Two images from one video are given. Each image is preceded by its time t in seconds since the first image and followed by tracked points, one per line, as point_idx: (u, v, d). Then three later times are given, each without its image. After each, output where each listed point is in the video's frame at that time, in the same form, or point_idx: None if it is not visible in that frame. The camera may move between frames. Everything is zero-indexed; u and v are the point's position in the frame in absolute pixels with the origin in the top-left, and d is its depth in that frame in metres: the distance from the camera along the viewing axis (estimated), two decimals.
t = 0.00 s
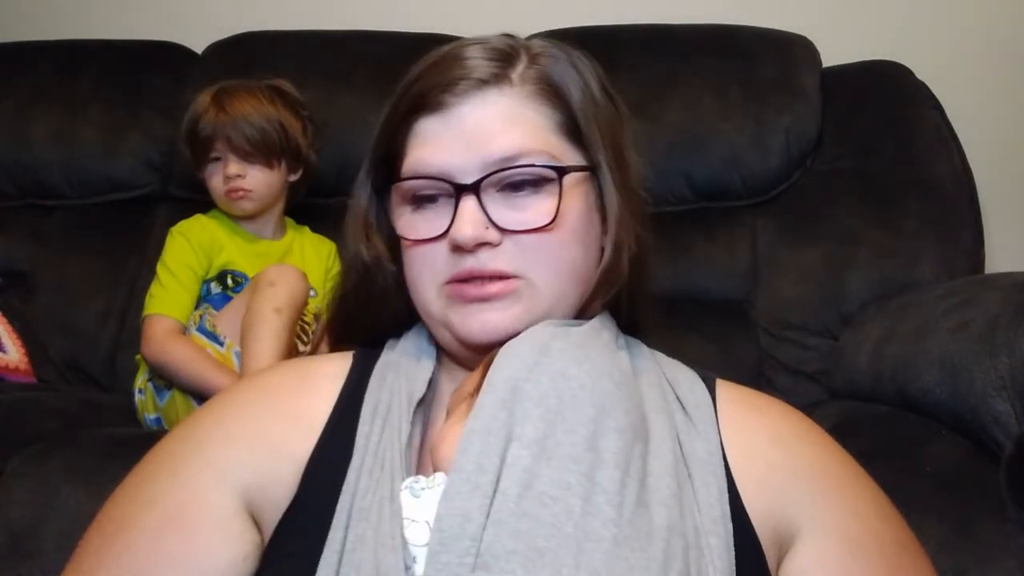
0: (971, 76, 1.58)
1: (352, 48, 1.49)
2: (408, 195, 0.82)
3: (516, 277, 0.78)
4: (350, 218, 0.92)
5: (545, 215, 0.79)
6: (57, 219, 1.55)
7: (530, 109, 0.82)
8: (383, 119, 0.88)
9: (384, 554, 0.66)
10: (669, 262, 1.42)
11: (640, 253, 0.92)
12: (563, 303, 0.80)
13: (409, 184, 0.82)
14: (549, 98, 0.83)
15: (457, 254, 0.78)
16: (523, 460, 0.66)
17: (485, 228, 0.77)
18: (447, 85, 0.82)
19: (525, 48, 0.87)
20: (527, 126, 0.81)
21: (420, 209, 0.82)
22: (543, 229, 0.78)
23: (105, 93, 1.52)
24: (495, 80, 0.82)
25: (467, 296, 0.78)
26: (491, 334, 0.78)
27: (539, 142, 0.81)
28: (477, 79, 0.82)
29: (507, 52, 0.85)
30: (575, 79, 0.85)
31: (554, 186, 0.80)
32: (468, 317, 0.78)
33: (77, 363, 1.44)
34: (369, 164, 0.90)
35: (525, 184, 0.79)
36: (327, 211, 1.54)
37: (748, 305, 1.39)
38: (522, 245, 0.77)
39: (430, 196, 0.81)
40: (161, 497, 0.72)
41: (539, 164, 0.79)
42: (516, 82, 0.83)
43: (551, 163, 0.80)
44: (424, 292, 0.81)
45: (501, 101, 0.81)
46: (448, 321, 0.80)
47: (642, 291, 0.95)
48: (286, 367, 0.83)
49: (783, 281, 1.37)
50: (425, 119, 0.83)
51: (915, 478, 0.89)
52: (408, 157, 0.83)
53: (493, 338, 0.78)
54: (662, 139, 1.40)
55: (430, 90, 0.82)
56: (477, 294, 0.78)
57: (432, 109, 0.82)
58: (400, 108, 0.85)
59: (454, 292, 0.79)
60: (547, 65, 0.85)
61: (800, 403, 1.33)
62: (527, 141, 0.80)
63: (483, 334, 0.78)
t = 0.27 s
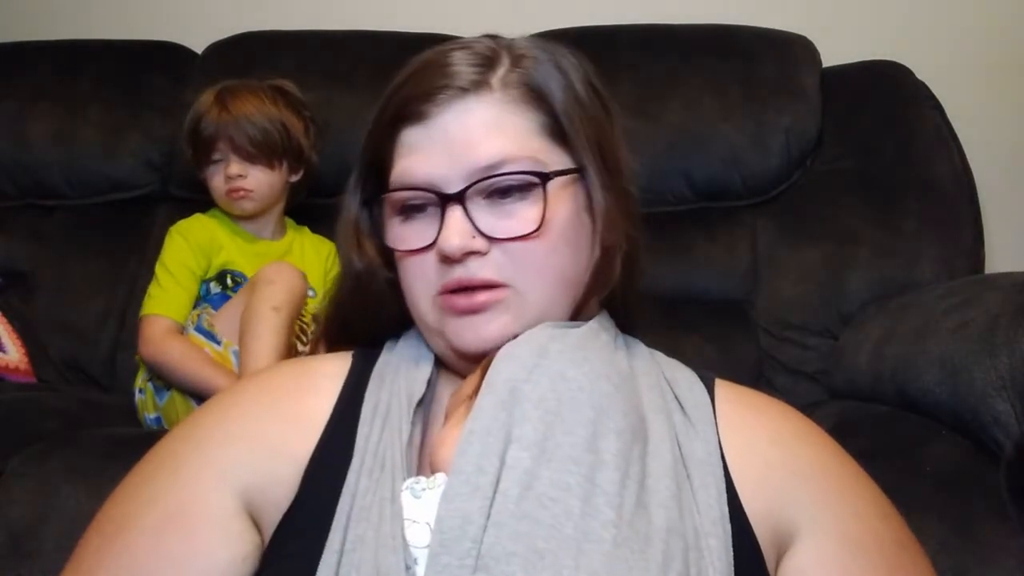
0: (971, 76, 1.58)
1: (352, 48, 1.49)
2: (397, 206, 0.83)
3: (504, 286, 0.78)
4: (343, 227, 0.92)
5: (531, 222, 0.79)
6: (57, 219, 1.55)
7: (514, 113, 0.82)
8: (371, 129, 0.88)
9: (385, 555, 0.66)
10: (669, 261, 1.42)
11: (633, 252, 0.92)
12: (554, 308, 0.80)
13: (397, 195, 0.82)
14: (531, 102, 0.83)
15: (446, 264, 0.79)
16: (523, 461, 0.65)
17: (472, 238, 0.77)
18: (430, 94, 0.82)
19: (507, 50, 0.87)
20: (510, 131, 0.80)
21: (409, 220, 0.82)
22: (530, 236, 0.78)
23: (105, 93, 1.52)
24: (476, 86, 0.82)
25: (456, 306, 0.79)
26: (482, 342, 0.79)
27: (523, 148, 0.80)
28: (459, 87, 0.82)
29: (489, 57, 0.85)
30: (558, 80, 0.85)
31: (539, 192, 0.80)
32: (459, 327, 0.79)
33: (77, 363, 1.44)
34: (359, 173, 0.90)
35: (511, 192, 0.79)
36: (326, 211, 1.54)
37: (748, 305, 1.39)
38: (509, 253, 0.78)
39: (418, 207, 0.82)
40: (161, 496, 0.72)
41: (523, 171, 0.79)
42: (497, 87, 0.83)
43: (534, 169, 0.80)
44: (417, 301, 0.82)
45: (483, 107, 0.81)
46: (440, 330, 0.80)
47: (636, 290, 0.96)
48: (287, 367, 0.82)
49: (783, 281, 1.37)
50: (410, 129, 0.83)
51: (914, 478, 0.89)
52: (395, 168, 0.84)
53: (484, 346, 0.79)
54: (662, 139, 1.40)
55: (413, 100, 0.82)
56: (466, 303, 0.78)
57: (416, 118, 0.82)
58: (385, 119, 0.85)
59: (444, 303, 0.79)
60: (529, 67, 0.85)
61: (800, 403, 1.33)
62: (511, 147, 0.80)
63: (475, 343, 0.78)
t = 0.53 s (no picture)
0: (972, 76, 1.58)
1: (351, 48, 1.49)
2: (385, 209, 0.83)
3: (491, 288, 0.78)
4: (335, 230, 0.92)
5: (515, 222, 0.79)
6: (58, 220, 1.56)
7: (497, 113, 0.81)
8: (359, 133, 0.88)
9: (380, 554, 0.66)
10: (669, 262, 1.42)
11: (625, 250, 0.92)
12: (540, 308, 0.80)
13: (383, 198, 0.83)
14: (515, 102, 0.83)
15: (432, 266, 0.78)
16: (518, 461, 0.65)
17: (456, 239, 0.77)
18: (414, 96, 0.82)
19: (492, 50, 0.87)
20: (492, 131, 0.80)
21: (397, 222, 0.83)
22: (514, 237, 0.78)
23: (105, 93, 1.52)
24: (459, 87, 0.82)
25: (445, 309, 0.79)
26: (472, 344, 0.79)
27: (505, 147, 0.80)
28: (442, 88, 0.82)
29: (473, 57, 0.85)
30: (542, 79, 0.85)
31: (522, 191, 0.80)
32: (449, 329, 0.79)
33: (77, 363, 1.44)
34: (349, 177, 0.90)
35: (496, 192, 0.79)
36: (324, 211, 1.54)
37: (748, 305, 1.39)
38: (495, 254, 0.78)
39: (404, 209, 0.82)
40: (158, 495, 0.72)
41: (506, 170, 0.79)
42: (481, 88, 0.83)
43: (517, 168, 0.80)
44: (407, 303, 0.82)
45: (464, 107, 0.81)
46: (429, 331, 0.80)
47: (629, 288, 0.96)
48: (286, 367, 0.83)
49: (783, 281, 1.37)
50: (395, 131, 0.83)
51: (914, 477, 0.89)
52: (382, 171, 0.84)
53: (473, 348, 0.79)
54: (662, 139, 1.40)
55: (398, 103, 0.83)
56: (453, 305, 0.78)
57: (401, 120, 0.82)
58: (372, 122, 0.85)
59: (434, 305, 0.79)
60: (513, 67, 0.85)
61: (800, 403, 1.33)
62: (494, 146, 0.80)
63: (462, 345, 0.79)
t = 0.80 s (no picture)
0: (972, 76, 1.58)
1: (351, 48, 1.49)
2: (386, 213, 0.83)
3: (492, 291, 0.78)
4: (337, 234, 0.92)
5: (516, 227, 0.79)
6: (58, 220, 1.56)
7: (498, 117, 0.81)
8: (359, 135, 0.88)
9: (382, 554, 0.66)
10: (669, 262, 1.42)
11: (626, 251, 0.92)
12: (541, 311, 0.80)
13: (384, 202, 0.83)
14: (515, 104, 0.83)
15: (433, 271, 0.78)
16: (520, 460, 0.66)
17: (457, 243, 0.77)
18: (415, 99, 0.82)
19: (492, 52, 0.87)
20: (492, 134, 0.80)
21: (398, 226, 0.83)
22: (515, 241, 0.78)
23: (105, 93, 1.52)
24: (460, 90, 0.82)
25: (446, 312, 0.79)
26: (473, 347, 0.79)
27: (506, 151, 0.80)
28: (442, 91, 0.82)
29: (473, 60, 0.85)
30: (542, 81, 0.85)
31: (523, 194, 0.80)
32: (450, 332, 0.79)
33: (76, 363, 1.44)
34: (348, 180, 0.90)
35: (496, 197, 0.79)
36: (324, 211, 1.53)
37: (748, 305, 1.39)
38: (495, 258, 0.78)
39: (404, 213, 0.82)
40: (158, 493, 0.72)
41: (507, 174, 0.79)
42: (480, 91, 0.83)
43: (517, 171, 0.80)
44: (408, 306, 0.82)
45: (464, 111, 0.81)
46: (431, 335, 0.81)
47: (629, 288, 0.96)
48: (287, 367, 0.83)
49: (783, 281, 1.37)
50: (395, 135, 0.83)
51: (914, 477, 0.89)
52: (382, 174, 0.84)
53: (474, 351, 0.79)
54: (662, 139, 1.40)
55: (399, 106, 0.83)
56: (454, 309, 0.78)
57: (401, 124, 0.82)
58: (372, 125, 0.85)
59: (434, 308, 0.79)
60: (513, 69, 0.85)
61: (800, 403, 1.33)
62: (494, 150, 0.80)
63: (463, 349, 0.79)
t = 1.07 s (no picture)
0: (971, 76, 1.58)
1: (351, 48, 1.49)
2: (386, 214, 0.83)
3: (491, 290, 0.78)
4: (337, 235, 0.93)
5: (516, 227, 0.79)
6: (58, 220, 1.55)
7: (498, 117, 0.81)
8: (358, 136, 0.88)
9: (379, 554, 0.66)
10: (669, 262, 1.42)
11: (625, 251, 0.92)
12: (541, 311, 0.80)
13: (383, 202, 0.83)
14: (515, 105, 0.83)
15: (433, 271, 0.79)
16: (516, 458, 0.66)
17: (457, 244, 0.77)
18: (415, 100, 0.82)
19: (492, 53, 0.87)
20: (492, 135, 0.80)
21: (398, 226, 0.83)
22: (514, 241, 0.78)
23: (104, 93, 1.52)
24: (460, 91, 0.82)
25: (445, 312, 0.79)
26: (472, 347, 0.79)
27: (507, 151, 0.80)
28: (442, 92, 0.82)
29: (473, 61, 0.85)
30: (542, 82, 0.85)
31: (523, 195, 0.80)
32: (449, 332, 0.79)
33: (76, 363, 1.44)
34: (348, 181, 0.90)
35: (496, 197, 0.80)
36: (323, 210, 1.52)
37: (748, 305, 1.39)
38: (495, 258, 0.78)
39: (404, 213, 0.82)
40: (156, 493, 0.72)
41: (507, 175, 0.79)
42: (480, 91, 0.82)
43: (516, 172, 0.80)
44: (408, 306, 0.82)
45: (464, 111, 0.81)
46: (431, 335, 0.81)
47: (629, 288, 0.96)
48: (286, 367, 0.83)
49: (783, 281, 1.37)
50: (395, 135, 0.83)
51: (914, 477, 0.89)
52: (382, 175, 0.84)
53: (473, 351, 0.79)
54: (661, 139, 1.40)
55: (399, 107, 0.83)
56: (454, 310, 0.79)
57: (402, 125, 0.82)
58: (372, 126, 0.85)
59: (434, 308, 0.80)
60: (512, 70, 0.85)
61: (800, 403, 1.32)
62: (494, 150, 0.80)
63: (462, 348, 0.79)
